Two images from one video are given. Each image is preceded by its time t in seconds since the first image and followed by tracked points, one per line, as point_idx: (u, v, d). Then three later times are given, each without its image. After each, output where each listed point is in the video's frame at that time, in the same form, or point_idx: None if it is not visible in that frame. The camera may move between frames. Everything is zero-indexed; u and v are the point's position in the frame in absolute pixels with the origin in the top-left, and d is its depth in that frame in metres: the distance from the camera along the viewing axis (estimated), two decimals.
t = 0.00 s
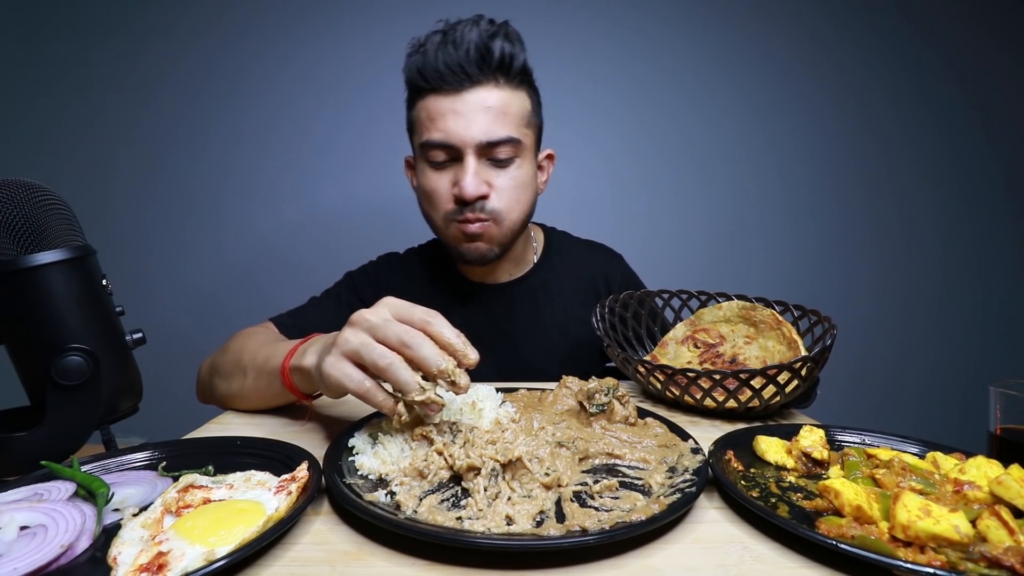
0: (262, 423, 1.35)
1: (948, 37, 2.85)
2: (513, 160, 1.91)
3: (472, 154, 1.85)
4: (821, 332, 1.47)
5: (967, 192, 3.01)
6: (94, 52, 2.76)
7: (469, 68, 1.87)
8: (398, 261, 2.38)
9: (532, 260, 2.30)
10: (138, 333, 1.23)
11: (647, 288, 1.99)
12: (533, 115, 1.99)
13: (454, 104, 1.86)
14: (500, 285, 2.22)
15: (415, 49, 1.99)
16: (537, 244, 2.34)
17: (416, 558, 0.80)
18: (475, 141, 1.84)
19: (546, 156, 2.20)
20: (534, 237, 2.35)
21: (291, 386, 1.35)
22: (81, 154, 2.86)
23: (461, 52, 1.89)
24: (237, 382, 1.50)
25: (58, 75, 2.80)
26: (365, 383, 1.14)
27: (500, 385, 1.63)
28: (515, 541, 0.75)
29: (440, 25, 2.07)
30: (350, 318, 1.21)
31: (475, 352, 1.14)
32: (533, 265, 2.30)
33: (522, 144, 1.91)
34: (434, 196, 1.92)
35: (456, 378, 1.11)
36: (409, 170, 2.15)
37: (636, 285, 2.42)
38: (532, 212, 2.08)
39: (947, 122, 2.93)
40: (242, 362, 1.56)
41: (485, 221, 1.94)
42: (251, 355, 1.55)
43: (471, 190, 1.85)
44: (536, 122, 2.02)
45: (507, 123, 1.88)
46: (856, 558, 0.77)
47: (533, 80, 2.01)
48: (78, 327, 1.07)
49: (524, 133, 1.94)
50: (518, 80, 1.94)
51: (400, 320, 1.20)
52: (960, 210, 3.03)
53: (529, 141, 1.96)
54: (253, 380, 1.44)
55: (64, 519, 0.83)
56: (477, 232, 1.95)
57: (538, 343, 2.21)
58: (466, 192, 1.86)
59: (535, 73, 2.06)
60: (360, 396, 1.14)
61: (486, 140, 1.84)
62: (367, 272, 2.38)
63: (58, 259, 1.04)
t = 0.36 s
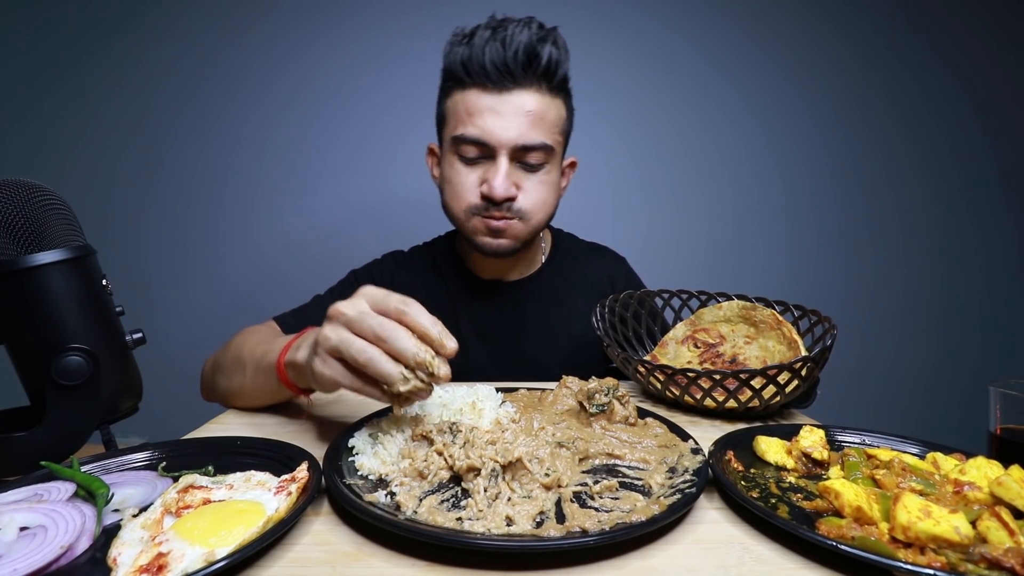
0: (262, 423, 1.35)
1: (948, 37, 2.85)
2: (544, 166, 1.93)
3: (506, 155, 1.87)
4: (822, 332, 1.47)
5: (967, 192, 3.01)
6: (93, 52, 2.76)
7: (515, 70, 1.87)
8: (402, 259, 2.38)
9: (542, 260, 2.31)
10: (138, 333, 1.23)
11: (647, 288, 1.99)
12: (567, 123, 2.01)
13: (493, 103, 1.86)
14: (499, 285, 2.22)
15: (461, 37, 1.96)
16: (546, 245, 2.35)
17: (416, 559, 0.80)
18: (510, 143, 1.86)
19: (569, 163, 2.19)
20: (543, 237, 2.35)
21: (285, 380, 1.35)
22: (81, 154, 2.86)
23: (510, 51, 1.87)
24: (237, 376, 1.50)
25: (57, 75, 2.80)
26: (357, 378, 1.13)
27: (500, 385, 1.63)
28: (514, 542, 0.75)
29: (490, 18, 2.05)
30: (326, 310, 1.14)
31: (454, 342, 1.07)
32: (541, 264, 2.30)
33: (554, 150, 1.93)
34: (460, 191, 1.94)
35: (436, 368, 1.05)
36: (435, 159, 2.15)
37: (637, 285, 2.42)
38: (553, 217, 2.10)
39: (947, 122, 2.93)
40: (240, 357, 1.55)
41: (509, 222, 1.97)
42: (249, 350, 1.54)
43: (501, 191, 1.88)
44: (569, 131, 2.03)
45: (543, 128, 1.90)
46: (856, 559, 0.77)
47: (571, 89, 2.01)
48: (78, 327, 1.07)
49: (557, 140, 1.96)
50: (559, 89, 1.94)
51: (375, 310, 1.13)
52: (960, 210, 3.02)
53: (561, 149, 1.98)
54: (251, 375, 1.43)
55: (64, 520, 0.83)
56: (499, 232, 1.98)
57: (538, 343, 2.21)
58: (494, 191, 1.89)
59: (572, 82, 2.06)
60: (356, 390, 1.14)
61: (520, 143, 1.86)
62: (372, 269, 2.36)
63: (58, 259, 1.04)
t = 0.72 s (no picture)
0: (262, 423, 1.35)
1: (948, 37, 2.84)
2: (564, 174, 1.93)
3: (528, 157, 1.87)
4: (822, 332, 1.47)
5: (968, 192, 3.01)
6: (92, 53, 2.76)
7: (553, 73, 1.86)
8: (416, 250, 2.38)
9: (552, 261, 2.33)
10: (137, 333, 1.23)
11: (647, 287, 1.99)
12: (596, 135, 2.01)
13: (525, 103, 1.86)
14: (499, 285, 2.22)
15: (505, 30, 1.96)
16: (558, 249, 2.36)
17: (415, 560, 0.80)
18: (536, 145, 1.86)
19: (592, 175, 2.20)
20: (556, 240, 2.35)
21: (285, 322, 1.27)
22: (80, 154, 2.86)
23: (551, 53, 1.86)
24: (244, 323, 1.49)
25: (57, 76, 2.80)
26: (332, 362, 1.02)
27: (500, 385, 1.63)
28: (514, 543, 0.75)
29: (538, 15, 2.03)
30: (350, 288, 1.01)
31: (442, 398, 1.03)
32: (553, 265, 2.32)
33: (578, 160, 1.94)
34: (478, 185, 1.94)
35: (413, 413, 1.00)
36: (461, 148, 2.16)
37: (637, 285, 2.42)
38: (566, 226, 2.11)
39: (947, 122, 2.93)
40: (243, 304, 1.54)
41: (521, 224, 1.96)
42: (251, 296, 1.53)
43: (518, 192, 1.88)
44: (597, 142, 2.03)
45: (571, 135, 1.90)
46: (856, 561, 0.77)
47: (607, 102, 2.01)
48: (78, 327, 1.07)
49: (583, 150, 1.96)
50: (594, 99, 1.93)
51: (391, 318, 1.00)
52: (960, 210, 3.02)
53: (584, 159, 1.98)
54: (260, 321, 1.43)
55: (64, 521, 0.83)
56: (511, 232, 1.98)
57: (539, 342, 2.21)
58: (512, 191, 1.89)
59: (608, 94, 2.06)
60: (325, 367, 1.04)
61: (545, 148, 1.86)
62: (383, 255, 2.35)
63: (58, 259, 1.04)
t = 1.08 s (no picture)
0: (262, 423, 1.35)
1: (948, 37, 2.84)
2: (590, 177, 1.93)
3: (559, 159, 1.86)
4: (822, 332, 1.47)
5: (968, 191, 3.01)
6: (93, 53, 2.76)
7: (591, 75, 1.86)
8: (428, 244, 2.39)
9: (561, 266, 2.32)
10: (137, 333, 1.23)
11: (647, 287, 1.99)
12: (622, 138, 2.02)
13: (559, 105, 1.86)
14: (498, 285, 2.22)
15: (542, 27, 1.95)
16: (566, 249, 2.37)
17: (415, 560, 0.80)
18: (567, 148, 1.85)
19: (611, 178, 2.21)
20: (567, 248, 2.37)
21: (310, 329, 1.22)
22: (81, 154, 2.86)
23: (590, 54, 1.86)
24: (256, 322, 1.47)
25: (57, 76, 2.80)
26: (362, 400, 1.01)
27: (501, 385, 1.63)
28: (514, 543, 0.74)
29: (575, 14, 2.03)
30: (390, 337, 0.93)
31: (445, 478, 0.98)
32: (563, 267, 2.32)
33: (605, 165, 1.95)
34: (506, 184, 1.92)
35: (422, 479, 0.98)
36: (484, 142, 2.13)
37: (637, 285, 2.42)
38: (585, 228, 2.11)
39: (947, 122, 2.93)
40: (257, 301, 1.52)
41: (545, 227, 1.96)
42: (268, 293, 1.51)
43: (547, 194, 1.86)
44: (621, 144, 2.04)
45: (601, 139, 1.90)
46: (857, 561, 0.77)
47: (633, 108, 2.03)
48: (79, 327, 1.07)
49: (609, 153, 1.97)
50: (625, 104, 1.95)
51: (420, 381, 0.94)
52: (960, 210, 3.02)
53: (609, 162, 1.99)
54: (274, 322, 1.42)
55: (64, 521, 0.83)
56: (534, 234, 1.97)
57: (538, 342, 2.20)
58: (540, 193, 1.87)
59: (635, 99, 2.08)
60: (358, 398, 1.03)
61: (577, 151, 1.85)
62: (396, 248, 2.36)
63: (58, 259, 1.04)
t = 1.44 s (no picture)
0: (261, 423, 1.35)
1: (949, 37, 2.84)
2: (599, 177, 1.94)
3: (570, 161, 1.86)
4: (822, 332, 1.47)
5: (968, 192, 3.01)
6: (93, 53, 2.76)
7: (602, 74, 1.86)
8: (428, 244, 2.39)
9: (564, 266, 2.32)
10: (137, 333, 1.23)
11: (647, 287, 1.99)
12: (628, 138, 2.03)
13: (570, 106, 1.85)
14: (499, 285, 2.22)
15: (550, 26, 1.94)
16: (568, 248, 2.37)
17: (415, 560, 0.80)
18: (578, 149, 1.85)
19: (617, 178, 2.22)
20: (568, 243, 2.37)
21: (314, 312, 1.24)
22: (81, 155, 2.86)
23: (602, 53, 1.85)
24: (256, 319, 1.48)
25: (56, 76, 2.80)
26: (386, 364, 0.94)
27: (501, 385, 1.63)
28: (515, 543, 0.74)
29: (583, 11, 2.02)
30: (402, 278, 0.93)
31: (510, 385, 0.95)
32: (566, 268, 2.32)
33: (615, 163, 1.96)
34: (517, 186, 1.91)
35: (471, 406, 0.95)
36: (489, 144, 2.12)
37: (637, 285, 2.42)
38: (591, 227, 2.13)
39: (947, 122, 2.93)
40: (254, 300, 1.52)
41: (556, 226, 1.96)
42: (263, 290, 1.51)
43: (560, 196, 1.87)
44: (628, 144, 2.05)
45: (611, 139, 1.91)
46: (857, 562, 0.77)
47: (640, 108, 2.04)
48: (78, 327, 1.07)
49: (617, 153, 1.98)
50: (632, 104, 1.96)
51: (446, 305, 0.94)
52: (960, 210, 3.02)
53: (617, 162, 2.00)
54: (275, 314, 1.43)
55: (64, 521, 0.83)
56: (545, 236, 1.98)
57: (538, 343, 2.20)
58: (552, 196, 1.87)
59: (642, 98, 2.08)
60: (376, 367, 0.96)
61: (588, 152, 1.86)
62: (395, 249, 2.35)
63: (58, 259, 1.04)
